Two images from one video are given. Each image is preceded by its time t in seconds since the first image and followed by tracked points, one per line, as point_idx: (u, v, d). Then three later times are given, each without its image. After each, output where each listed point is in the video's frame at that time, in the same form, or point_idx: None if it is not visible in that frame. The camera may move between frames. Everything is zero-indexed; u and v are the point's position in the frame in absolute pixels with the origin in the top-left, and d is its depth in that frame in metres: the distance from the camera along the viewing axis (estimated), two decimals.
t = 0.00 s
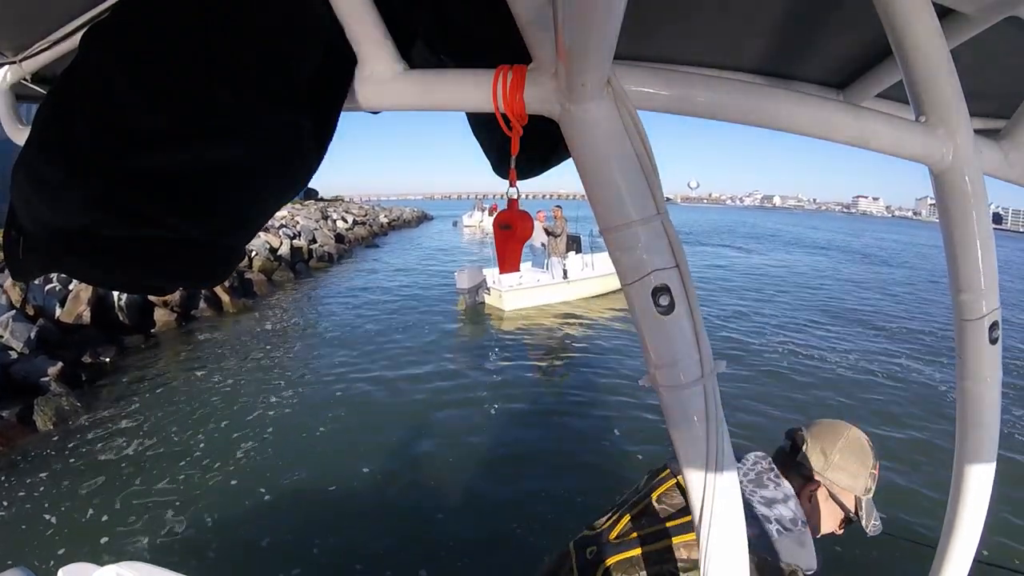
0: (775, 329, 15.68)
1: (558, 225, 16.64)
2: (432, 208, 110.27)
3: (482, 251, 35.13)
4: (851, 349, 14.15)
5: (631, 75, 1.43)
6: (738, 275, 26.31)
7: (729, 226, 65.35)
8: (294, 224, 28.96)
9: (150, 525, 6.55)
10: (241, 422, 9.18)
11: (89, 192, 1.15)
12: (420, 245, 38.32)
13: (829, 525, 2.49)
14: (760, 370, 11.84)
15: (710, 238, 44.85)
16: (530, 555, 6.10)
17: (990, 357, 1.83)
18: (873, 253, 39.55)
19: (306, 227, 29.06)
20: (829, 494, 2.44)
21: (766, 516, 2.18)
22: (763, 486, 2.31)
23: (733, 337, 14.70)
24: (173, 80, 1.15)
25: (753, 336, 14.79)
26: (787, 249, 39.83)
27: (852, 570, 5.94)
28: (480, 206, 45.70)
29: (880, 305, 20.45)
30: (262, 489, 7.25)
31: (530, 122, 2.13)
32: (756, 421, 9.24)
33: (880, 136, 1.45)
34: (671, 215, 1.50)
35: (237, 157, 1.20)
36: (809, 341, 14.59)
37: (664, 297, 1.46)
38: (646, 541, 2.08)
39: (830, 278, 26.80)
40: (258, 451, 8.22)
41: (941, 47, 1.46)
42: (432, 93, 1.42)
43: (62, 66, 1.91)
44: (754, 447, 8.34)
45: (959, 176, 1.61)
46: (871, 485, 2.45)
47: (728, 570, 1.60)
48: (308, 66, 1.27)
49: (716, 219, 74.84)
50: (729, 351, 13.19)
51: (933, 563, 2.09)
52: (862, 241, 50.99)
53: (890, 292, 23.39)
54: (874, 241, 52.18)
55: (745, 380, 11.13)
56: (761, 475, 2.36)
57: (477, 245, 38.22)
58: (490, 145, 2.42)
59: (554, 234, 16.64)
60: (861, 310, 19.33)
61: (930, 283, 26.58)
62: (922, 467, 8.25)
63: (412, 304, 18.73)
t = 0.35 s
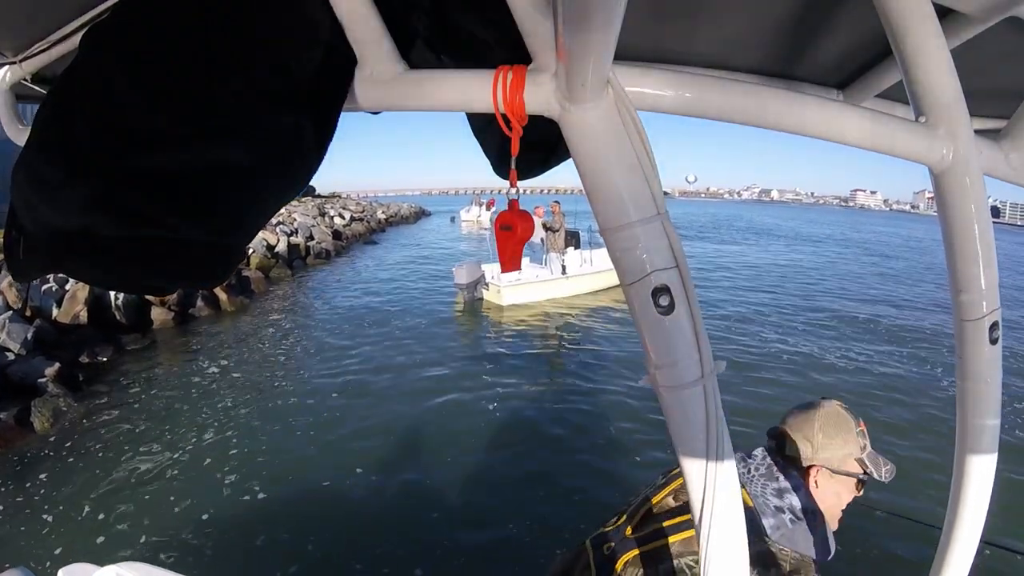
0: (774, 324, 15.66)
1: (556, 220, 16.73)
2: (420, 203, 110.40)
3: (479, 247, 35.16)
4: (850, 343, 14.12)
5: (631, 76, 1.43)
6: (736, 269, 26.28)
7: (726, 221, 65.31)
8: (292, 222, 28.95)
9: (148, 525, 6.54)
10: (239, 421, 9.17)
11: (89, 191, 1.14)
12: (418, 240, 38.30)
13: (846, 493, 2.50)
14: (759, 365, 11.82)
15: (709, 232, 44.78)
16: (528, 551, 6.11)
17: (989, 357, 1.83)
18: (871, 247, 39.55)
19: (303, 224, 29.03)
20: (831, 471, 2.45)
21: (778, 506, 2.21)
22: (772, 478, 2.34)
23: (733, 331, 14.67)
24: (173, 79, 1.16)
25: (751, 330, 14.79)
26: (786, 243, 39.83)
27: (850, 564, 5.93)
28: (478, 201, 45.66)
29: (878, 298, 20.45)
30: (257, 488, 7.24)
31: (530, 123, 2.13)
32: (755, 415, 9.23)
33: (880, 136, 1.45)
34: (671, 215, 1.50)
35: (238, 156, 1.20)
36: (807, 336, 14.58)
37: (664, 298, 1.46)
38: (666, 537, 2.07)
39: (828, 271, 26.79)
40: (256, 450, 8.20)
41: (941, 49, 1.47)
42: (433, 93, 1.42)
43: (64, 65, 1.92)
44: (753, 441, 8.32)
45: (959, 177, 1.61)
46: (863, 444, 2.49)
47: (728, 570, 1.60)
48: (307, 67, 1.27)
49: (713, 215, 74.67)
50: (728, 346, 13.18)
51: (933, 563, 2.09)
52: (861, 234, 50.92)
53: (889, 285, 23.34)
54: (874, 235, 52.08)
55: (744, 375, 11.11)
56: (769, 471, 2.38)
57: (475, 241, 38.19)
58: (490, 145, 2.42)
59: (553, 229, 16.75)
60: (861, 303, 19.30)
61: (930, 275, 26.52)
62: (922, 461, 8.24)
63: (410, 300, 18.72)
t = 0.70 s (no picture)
0: (771, 324, 15.65)
1: (553, 221, 16.86)
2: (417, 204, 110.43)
3: (475, 248, 35.20)
4: (848, 342, 14.10)
5: (631, 76, 1.43)
6: (733, 269, 26.26)
7: (724, 220, 65.26)
8: (287, 225, 28.95)
9: (143, 527, 6.54)
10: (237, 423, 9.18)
11: (88, 191, 1.14)
12: (414, 242, 38.28)
13: (826, 456, 2.44)
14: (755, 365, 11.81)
15: (705, 232, 44.77)
16: (523, 552, 6.11)
17: (989, 357, 1.83)
18: (867, 245, 39.60)
19: (299, 227, 29.06)
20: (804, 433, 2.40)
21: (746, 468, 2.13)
22: (740, 444, 2.25)
23: (730, 331, 14.65)
24: (172, 80, 1.16)
25: (748, 330, 14.80)
26: (782, 242, 39.87)
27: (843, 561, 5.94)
28: (474, 203, 45.70)
29: (874, 296, 20.47)
30: (249, 491, 7.24)
31: (530, 123, 2.12)
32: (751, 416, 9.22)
33: (882, 134, 1.45)
34: (671, 216, 1.50)
35: (238, 157, 1.19)
36: (804, 335, 14.58)
37: (664, 297, 1.46)
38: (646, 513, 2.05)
39: (823, 271, 26.83)
40: (253, 453, 8.20)
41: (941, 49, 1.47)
42: (432, 93, 1.42)
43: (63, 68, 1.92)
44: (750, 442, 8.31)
45: (959, 177, 1.61)
46: (834, 401, 2.42)
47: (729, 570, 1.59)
48: (306, 68, 1.27)
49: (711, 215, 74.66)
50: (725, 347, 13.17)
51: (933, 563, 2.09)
52: (857, 233, 51.00)
53: (887, 284, 23.32)
54: (872, 234, 52.04)
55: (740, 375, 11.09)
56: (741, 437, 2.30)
57: (471, 242, 38.17)
58: (490, 146, 2.41)
59: (549, 230, 16.79)
60: (858, 302, 19.28)
61: (927, 275, 26.50)
62: (920, 461, 8.22)
63: (407, 302, 18.73)
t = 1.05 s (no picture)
0: (767, 326, 15.67)
1: (549, 224, 16.87)
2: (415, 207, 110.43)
3: (470, 252, 35.22)
4: (845, 344, 14.12)
5: (631, 76, 1.43)
6: (728, 272, 26.29)
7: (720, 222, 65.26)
8: (282, 229, 28.95)
9: (137, 530, 6.54)
10: (234, 425, 9.18)
11: (88, 191, 1.14)
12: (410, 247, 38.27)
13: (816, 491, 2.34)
14: (752, 367, 11.82)
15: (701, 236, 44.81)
16: (518, 554, 6.13)
17: (990, 358, 1.83)
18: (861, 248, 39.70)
19: (294, 231, 29.09)
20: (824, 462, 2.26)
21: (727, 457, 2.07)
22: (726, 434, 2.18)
23: (726, 334, 14.66)
24: (173, 80, 1.16)
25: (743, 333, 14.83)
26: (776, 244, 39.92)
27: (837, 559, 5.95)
28: (469, 207, 45.76)
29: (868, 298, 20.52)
30: (242, 493, 7.24)
31: (530, 121, 2.12)
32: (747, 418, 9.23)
33: (881, 134, 1.45)
34: (671, 216, 1.50)
35: (239, 158, 1.18)
36: (801, 337, 14.59)
37: (663, 297, 1.46)
38: (630, 500, 2.03)
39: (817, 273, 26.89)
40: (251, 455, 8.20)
41: (942, 48, 1.47)
42: (430, 92, 1.42)
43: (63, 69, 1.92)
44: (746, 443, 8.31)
45: (959, 176, 1.61)
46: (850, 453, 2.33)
47: (728, 569, 1.59)
48: (307, 68, 1.26)
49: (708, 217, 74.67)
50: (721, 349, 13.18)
51: (933, 564, 2.09)
52: (853, 235, 51.04)
53: (882, 286, 23.37)
54: (868, 236, 52.09)
55: (736, 377, 11.09)
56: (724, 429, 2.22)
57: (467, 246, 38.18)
58: (490, 146, 2.41)
59: (545, 234, 16.78)
60: (854, 304, 19.32)
61: (922, 276, 26.55)
62: (917, 461, 8.23)
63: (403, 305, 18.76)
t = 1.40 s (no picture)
0: (763, 329, 15.69)
1: (547, 224, 16.81)
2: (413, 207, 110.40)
3: (467, 253, 35.19)
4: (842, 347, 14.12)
5: (632, 76, 1.43)
6: (725, 275, 26.31)
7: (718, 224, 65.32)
8: (280, 227, 28.95)
9: (132, 529, 6.52)
10: (232, 424, 9.18)
11: (87, 190, 1.14)
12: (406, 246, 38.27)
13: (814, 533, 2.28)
14: (748, 370, 11.83)
15: (698, 238, 44.84)
16: (513, 554, 6.15)
17: (990, 358, 1.83)
18: (858, 252, 39.69)
19: (291, 230, 29.08)
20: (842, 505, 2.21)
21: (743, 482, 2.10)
22: (742, 453, 2.18)
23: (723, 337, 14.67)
24: (175, 80, 1.16)
25: (740, 335, 14.83)
26: (773, 247, 39.90)
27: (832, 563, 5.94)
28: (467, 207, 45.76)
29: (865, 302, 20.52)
30: (236, 493, 7.23)
31: (530, 122, 2.12)
32: (744, 421, 9.24)
33: (881, 135, 1.45)
34: (671, 216, 1.50)
35: (240, 158, 1.19)
36: (798, 341, 14.61)
37: (664, 297, 1.46)
38: (633, 511, 2.03)
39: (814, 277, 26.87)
40: (248, 454, 8.20)
41: (942, 48, 1.47)
42: (430, 92, 1.42)
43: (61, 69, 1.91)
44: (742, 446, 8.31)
45: (959, 175, 1.61)
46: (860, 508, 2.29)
47: (729, 570, 1.59)
48: (308, 67, 1.26)
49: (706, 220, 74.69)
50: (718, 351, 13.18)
51: (933, 564, 2.09)
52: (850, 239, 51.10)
53: (879, 290, 23.43)
54: (865, 240, 52.16)
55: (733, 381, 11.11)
56: (744, 444, 2.22)
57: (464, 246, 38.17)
58: (490, 146, 2.41)
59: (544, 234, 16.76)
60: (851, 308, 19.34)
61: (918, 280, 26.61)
62: (913, 465, 8.25)
63: (401, 305, 18.76)
